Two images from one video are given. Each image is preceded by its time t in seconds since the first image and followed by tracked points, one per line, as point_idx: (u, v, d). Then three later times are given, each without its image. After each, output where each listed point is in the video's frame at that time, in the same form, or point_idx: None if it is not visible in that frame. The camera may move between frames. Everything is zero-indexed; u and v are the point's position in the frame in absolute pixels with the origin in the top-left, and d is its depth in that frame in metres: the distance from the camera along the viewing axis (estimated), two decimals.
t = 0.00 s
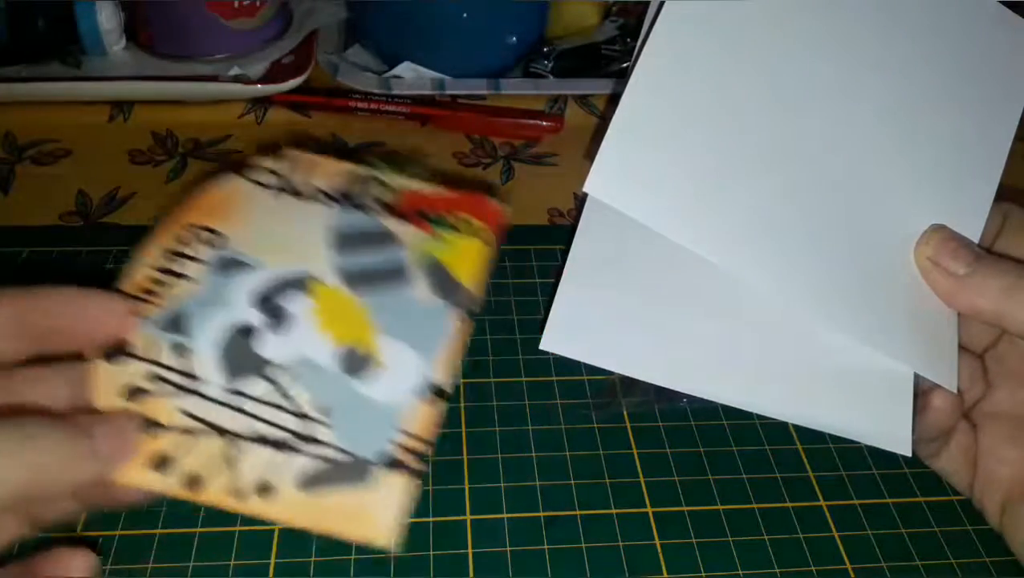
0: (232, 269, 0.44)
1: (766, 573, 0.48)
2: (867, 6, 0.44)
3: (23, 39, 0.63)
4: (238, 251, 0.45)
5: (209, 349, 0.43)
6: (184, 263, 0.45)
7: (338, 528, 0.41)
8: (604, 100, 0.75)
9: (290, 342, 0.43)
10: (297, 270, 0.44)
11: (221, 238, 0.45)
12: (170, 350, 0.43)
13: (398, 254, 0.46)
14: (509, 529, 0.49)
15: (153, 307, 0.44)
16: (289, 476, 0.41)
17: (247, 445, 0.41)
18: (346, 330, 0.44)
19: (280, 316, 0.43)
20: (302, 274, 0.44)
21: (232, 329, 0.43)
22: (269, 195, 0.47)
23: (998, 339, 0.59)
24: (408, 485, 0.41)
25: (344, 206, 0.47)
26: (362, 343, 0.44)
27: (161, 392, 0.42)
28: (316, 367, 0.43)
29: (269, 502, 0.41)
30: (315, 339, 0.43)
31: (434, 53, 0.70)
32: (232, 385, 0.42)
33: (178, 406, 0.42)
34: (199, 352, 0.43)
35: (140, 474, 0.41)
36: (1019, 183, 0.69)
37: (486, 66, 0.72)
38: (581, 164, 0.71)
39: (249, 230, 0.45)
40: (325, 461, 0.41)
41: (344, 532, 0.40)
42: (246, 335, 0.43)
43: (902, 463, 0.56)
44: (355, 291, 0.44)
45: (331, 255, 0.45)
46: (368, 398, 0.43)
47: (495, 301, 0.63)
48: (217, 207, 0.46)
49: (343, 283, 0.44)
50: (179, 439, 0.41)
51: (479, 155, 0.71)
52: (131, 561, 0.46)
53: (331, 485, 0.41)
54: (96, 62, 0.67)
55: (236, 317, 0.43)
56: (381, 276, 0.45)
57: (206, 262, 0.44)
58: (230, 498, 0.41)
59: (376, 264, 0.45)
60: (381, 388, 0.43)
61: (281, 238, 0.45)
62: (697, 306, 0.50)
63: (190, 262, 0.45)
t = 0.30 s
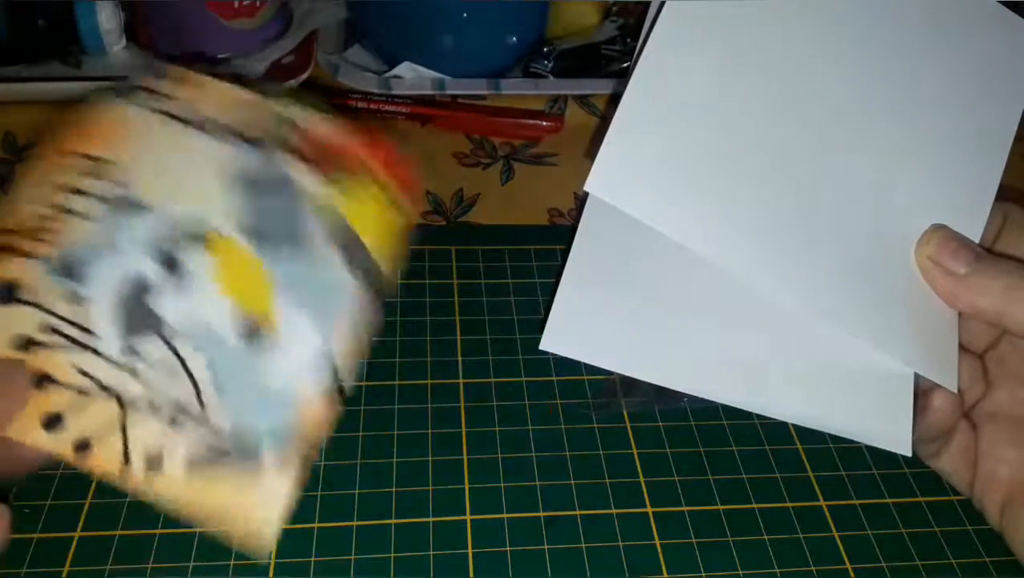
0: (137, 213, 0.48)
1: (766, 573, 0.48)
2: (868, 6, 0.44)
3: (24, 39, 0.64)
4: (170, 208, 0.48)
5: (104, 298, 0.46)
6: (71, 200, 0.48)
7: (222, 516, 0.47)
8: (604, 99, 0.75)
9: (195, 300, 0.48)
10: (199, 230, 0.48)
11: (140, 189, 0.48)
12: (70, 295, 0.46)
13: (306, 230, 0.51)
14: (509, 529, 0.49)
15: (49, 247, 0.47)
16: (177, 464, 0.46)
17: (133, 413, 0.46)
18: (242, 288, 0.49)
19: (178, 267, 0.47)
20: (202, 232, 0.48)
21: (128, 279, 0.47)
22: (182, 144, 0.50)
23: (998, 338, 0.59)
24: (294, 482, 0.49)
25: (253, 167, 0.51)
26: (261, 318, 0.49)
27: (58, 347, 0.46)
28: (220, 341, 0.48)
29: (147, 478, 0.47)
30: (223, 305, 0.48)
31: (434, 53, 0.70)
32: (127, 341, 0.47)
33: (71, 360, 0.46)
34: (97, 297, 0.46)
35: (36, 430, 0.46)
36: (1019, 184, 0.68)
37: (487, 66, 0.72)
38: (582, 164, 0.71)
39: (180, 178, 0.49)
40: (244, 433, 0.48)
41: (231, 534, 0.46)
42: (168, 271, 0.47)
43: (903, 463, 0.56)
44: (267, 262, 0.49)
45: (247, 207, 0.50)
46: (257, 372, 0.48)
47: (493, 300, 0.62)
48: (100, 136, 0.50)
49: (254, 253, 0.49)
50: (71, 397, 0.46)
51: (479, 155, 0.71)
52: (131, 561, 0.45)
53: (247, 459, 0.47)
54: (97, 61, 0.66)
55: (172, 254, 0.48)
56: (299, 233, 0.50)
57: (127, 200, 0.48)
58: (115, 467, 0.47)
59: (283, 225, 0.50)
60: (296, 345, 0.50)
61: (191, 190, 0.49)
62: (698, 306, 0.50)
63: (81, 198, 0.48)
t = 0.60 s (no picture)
0: (311, 270, 0.41)
1: (767, 574, 0.48)
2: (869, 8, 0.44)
3: (23, 40, 0.64)
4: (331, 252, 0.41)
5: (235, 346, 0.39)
6: (268, 239, 0.41)
7: None
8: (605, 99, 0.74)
9: (299, 388, 0.39)
10: (350, 328, 0.40)
11: (330, 232, 0.41)
12: (195, 338, 0.39)
13: (495, 306, 0.41)
14: (509, 530, 0.49)
15: (212, 280, 0.40)
16: (186, 561, 0.36)
17: (176, 489, 0.37)
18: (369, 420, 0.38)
19: (309, 362, 0.39)
20: (374, 318, 0.40)
21: (256, 349, 0.39)
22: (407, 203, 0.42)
23: (998, 340, 0.57)
24: None
25: (474, 253, 0.41)
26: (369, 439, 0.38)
27: (150, 386, 0.39)
28: (306, 443, 0.38)
29: (148, 567, 0.36)
30: (328, 403, 0.39)
31: (434, 53, 0.70)
32: (213, 415, 0.38)
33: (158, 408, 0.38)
34: (214, 351, 0.39)
35: (82, 460, 0.38)
36: (1018, 182, 0.69)
37: (487, 66, 0.72)
38: (584, 164, 0.72)
39: (358, 235, 0.41)
40: (296, 467, 0.38)
41: None
42: (266, 363, 0.39)
43: (902, 462, 0.56)
44: (408, 363, 0.39)
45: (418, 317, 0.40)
46: (449, 446, 0.38)
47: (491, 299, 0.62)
48: (342, 190, 0.42)
49: (405, 351, 0.40)
50: (134, 447, 0.38)
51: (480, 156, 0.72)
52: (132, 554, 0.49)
53: (305, 536, 0.37)
54: (96, 61, 0.67)
55: (273, 344, 0.39)
56: (474, 315, 0.40)
57: (292, 251, 0.41)
58: (116, 545, 0.37)
59: (471, 349, 0.40)
60: (485, 420, 0.39)
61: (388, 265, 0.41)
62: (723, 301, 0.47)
63: (275, 240, 0.41)
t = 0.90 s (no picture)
0: (257, 297, 0.47)
1: (767, 574, 0.48)
2: (871, 7, 0.44)
3: (23, 39, 0.64)
4: (274, 284, 0.48)
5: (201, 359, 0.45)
6: (216, 273, 0.47)
7: None
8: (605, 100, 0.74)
9: (265, 388, 0.45)
10: (295, 342, 0.47)
11: (269, 268, 0.48)
12: (163, 353, 0.45)
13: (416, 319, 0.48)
14: (509, 530, 0.49)
15: (169, 304, 0.46)
16: (191, 528, 0.42)
17: (168, 475, 0.43)
18: (329, 410, 0.46)
19: (273, 363, 0.46)
20: (314, 334, 0.47)
21: (219, 360, 0.45)
22: (333, 241, 0.49)
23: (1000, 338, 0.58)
24: None
25: (393, 281, 0.49)
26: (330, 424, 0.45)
27: (128, 395, 0.44)
28: (277, 432, 0.45)
29: (155, 537, 0.42)
30: (290, 398, 0.46)
31: (434, 53, 0.70)
32: (190, 415, 0.44)
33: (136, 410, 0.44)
34: (183, 365, 0.45)
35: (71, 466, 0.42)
36: (1018, 183, 0.69)
37: (487, 66, 0.72)
38: (585, 162, 0.71)
39: (300, 269, 0.48)
40: (274, 451, 0.44)
41: (307, 542, 0.43)
42: (233, 370, 0.45)
43: (903, 462, 0.55)
44: (354, 364, 0.47)
45: (361, 333, 0.48)
46: (394, 421, 0.46)
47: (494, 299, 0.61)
48: (275, 238, 0.49)
49: (349, 355, 0.47)
50: (121, 446, 0.43)
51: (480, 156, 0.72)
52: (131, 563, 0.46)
53: (291, 508, 0.43)
54: (96, 61, 0.67)
55: (235, 356, 0.46)
56: (405, 328, 0.48)
57: (241, 283, 0.47)
58: (123, 523, 0.42)
59: (401, 352, 0.48)
60: (420, 402, 0.47)
61: (326, 299, 0.48)
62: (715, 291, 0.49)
63: (224, 275, 0.47)
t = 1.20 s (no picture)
0: (279, 377, 0.52)
1: (766, 574, 0.48)
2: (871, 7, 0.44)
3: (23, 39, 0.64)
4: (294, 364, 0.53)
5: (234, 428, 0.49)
6: (241, 354, 0.52)
7: None
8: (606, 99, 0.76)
9: (289, 463, 0.49)
10: (320, 419, 0.50)
11: (287, 348, 0.53)
12: (196, 428, 0.49)
13: (418, 397, 0.53)
14: (508, 530, 0.49)
15: (197, 379, 0.51)
16: None
17: (205, 539, 0.46)
18: (347, 486, 0.48)
19: (293, 443, 0.49)
20: (332, 411, 0.51)
21: (247, 436, 0.49)
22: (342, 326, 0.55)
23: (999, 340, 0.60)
24: None
25: (397, 361, 0.54)
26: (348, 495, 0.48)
27: (165, 463, 0.48)
28: (300, 502, 0.47)
29: None
30: (312, 469, 0.49)
31: (434, 53, 0.70)
32: (223, 484, 0.47)
33: (176, 478, 0.47)
34: (214, 437, 0.49)
35: (113, 525, 0.45)
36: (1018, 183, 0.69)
37: (487, 66, 0.72)
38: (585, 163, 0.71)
39: (313, 348, 0.53)
40: (295, 518, 0.47)
41: None
42: (260, 445, 0.49)
43: (903, 462, 0.55)
44: (366, 442, 0.50)
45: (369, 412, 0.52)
46: (404, 497, 0.49)
47: (494, 300, 0.61)
48: (296, 323, 0.55)
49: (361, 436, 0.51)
50: (159, 510, 0.46)
51: (479, 155, 0.71)
52: (127, 564, 0.45)
53: (316, 566, 0.46)
54: (97, 62, 0.67)
55: (263, 430, 0.49)
56: (407, 404, 0.53)
57: (261, 364, 0.52)
58: None
59: (408, 430, 0.52)
60: (424, 477, 0.50)
61: (340, 372, 0.53)
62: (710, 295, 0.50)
63: (248, 356, 0.52)
